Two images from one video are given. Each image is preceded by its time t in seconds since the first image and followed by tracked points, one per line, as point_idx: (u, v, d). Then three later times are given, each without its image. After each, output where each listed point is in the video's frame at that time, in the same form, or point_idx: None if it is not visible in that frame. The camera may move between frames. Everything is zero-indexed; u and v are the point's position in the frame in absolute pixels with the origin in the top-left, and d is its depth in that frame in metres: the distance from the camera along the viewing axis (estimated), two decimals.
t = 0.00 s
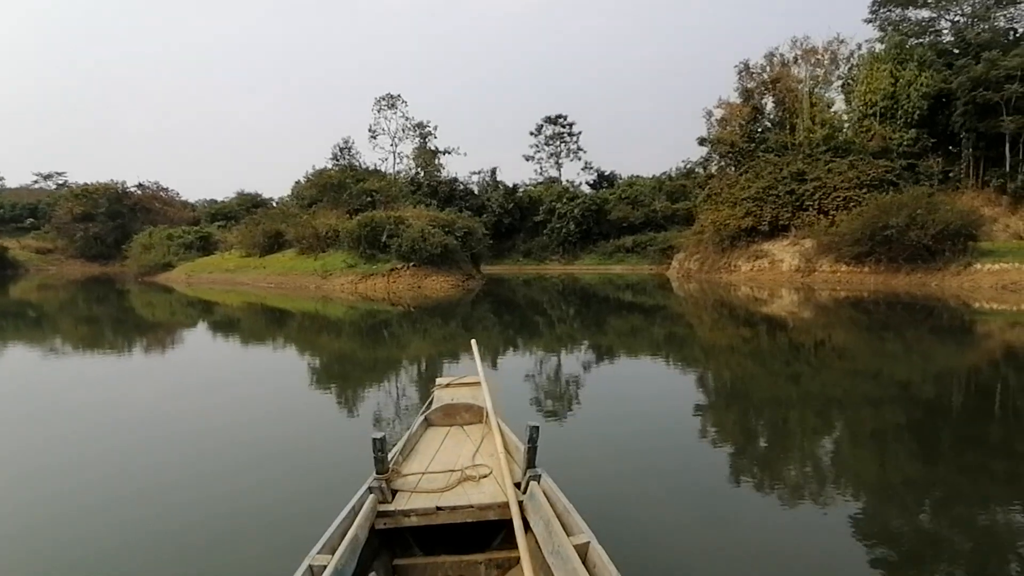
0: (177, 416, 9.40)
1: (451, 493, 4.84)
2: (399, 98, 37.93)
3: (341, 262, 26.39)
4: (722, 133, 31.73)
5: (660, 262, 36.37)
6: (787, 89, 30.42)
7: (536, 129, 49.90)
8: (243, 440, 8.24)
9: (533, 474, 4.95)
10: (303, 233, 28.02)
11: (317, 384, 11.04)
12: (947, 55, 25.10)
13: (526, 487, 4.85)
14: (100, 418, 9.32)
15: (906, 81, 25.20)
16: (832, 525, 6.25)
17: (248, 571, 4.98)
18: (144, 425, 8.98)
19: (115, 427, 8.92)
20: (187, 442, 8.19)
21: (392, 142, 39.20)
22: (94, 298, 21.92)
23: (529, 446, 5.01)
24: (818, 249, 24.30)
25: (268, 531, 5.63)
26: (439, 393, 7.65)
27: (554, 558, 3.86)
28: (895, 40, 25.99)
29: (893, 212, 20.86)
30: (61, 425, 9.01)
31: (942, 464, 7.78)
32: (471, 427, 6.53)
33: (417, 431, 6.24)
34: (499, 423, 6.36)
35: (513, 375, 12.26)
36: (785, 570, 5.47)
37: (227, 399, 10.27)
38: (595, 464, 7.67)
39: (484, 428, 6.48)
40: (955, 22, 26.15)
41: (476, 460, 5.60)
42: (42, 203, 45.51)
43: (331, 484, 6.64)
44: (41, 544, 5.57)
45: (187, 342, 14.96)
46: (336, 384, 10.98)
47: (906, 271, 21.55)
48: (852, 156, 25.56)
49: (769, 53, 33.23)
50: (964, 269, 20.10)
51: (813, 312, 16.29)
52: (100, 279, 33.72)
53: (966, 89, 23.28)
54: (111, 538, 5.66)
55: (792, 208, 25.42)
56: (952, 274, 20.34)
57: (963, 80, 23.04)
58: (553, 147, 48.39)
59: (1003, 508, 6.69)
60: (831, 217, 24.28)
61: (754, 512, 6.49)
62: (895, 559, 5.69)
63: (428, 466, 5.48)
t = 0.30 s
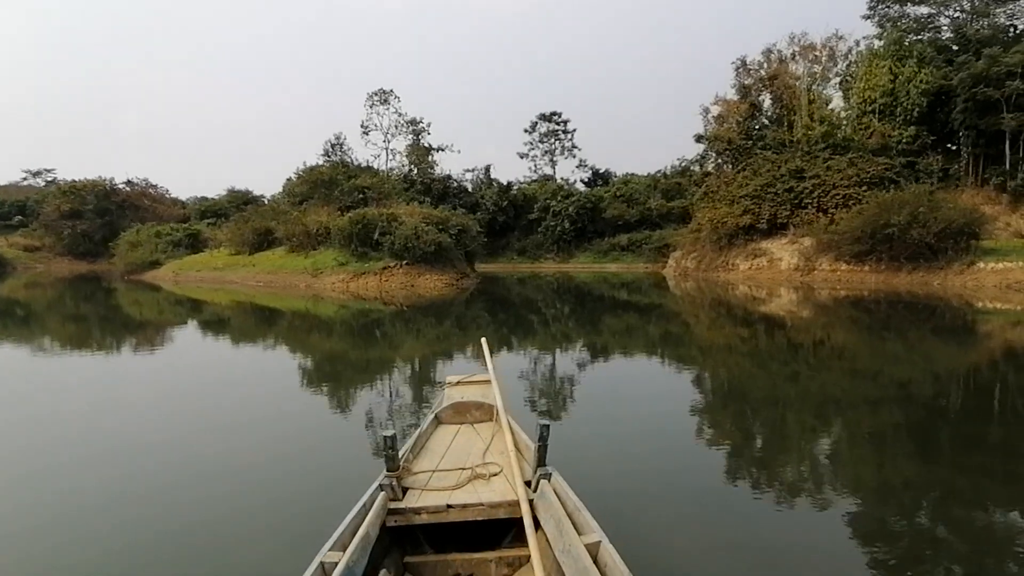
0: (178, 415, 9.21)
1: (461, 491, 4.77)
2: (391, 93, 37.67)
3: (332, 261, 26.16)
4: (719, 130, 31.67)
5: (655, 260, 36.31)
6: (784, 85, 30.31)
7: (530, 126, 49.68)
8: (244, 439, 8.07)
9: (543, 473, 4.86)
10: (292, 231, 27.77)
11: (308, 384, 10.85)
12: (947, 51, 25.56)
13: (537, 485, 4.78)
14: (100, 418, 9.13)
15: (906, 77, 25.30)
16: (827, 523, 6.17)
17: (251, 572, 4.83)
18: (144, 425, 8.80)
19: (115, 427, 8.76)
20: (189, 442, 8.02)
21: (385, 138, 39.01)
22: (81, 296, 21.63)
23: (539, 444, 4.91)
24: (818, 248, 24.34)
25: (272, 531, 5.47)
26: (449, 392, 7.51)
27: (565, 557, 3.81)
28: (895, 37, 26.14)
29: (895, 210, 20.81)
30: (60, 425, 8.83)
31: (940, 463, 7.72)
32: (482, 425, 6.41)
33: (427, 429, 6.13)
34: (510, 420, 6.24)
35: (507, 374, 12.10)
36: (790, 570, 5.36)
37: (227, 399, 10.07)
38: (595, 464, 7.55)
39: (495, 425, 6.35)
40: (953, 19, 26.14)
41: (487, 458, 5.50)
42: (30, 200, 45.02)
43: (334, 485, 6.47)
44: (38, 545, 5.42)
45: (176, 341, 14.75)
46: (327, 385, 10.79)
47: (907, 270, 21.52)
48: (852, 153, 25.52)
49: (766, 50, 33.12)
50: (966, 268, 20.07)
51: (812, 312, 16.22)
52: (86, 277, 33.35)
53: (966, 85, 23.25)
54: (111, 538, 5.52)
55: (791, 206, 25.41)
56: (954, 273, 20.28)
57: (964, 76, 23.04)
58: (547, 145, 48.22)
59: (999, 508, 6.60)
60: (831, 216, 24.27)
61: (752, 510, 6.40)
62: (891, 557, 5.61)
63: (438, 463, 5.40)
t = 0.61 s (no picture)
0: (176, 415, 9.03)
1: (459, 491, 4.65)
2: (372, 88, 37.29)
3: (310, 259, 25.80)
4: (704, 128, 31.79)
5: (639, 259, 36.32)
6: (768, 84, 30.43)
7: (513, 123, 49.52)
8: (243, 439, 7.90)
9: (541, 471, 4.73)
10: (268, 228, 27.34)
11: (285, 386, 10.57)
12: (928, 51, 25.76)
13: (534, 484, 4.66)
14: (95, 417, 8.93)
15: (888, 77, 25.62)
16: (807, 522, 6.13)
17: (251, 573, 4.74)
18: (142, 424, 8.63)
19: (111, 425, 8.61)
20: (187, 442, 7.84)
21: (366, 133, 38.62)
22: (50, 295, 21.10)
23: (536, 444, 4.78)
24: (803, 247, 24.56)
25: (273, 531, 5.39)
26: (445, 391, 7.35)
27: (562, 556, 3.70)
28: (877, 36, 26.41)
29: (880, 210, 20.99)
30: (55, 425, 8.63)
31: (921, 461, 7.73)
32: (480, 424, 6.26)
33: (424, 428, 5.98)
34: (508, 418, 6.10)
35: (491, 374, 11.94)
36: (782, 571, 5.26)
37: (222, 399, 9.88)
38: (583, 464, 7.45)
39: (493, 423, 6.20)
40: (936, 20, 26.55)
41: (484, 456, 5.37)
42: None
43: (333, 484, 6.35)
44: (38, 548, 5.31)
45: (150, 341, 14.45)
46: (304, 387, 10.52)
47: (892, 269, 21.77)
48: (835, 152, 25.77)
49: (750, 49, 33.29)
50: (950, 267, 20.17)
51: (797, 311, 16.27)
52: (55, 275, 32.58)
53: (948, 85, 23.63)
54: (111, 540, 5.40)
55: (775, 205, 25.57)
56: (939, 272, 20.41)
57: (946, 77, 23.33)
58: (530, 142, 48.05)
59: (979, 505, 6.59)
60: (815, 215, 24.43)
61: (735, 509, 6.34)
62: (873, 554, 5.57)
63: (436, 462, 5.27)
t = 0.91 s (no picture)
0: (172, 415, 8.91)
1: (453, 490, 4.51)
2: (350, 83, 36.79)
3: (284, 258, 25.39)
4: (686, 127, 31.93)
5: (620, 258, 36.33)
6: (750, 84, 30.60)
7: (494, 122, 49.28)
8: (240, 438, 7.77)
9: (536, 471, 4.58)
10: (241, 227, 26.82)
11: (260, 390, 10.20)
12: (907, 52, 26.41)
13: (528, 483, 4.52)
14: (92, 419, 8.80)
15: (869, 78, 25.88)
16: (788, 521, 6.07)
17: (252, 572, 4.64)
18: (141, 425, 8.52)
19: (111, 426, 8.50)
20: (185, 442, 7.73)
21: (344, 130, 38.12)
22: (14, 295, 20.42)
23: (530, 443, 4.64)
24: (786, 246, 24.78)
25: (273, 530, 5.29)
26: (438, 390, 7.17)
27: (556, 555, 3.58)
28: (857, 37, 26.70)
29: (864, 209, 21.17)
30: (48, 426, 8.49)
31: (903, 459, 7.73)
32: (474, 423, 6.10)
33: (418, 427, 5.82)
34: (502, 418, 5.94)
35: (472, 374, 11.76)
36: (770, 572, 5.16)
37: (216, 399, 9.74)
38: (571, 468, 7.31)
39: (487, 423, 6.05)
40: (914, 22, 27.11)
41: (478, 456, 5.22)
42: None
43: (332, 483, 6.25)
44: (34, 549, 5.18)
45: (121, 342, 14.04)
46: (278, 391, 10.21)
47: (875, 269, 22.06)
48: (817, 152, 26.03)
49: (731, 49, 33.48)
50: (933, 268, 20.40)
51: (780, 311, 16.36)
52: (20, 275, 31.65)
53: (927, 86, 24.03)
54: (109, 540, 5.28)
55: (757, 204, 25.75)
56: (922, 272, 20.63)
57: (926, 77, 23.76)
58: (511, 141, 47.86)
59: (957, 503, 6.57)
60: (797, 214, 24.66)
61: (723, 508, 6.27)
62: (854, 553, 5.51)
63: (430, 462, 5.12)
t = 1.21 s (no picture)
0: (162, 416, 8.72)
1: (461, 490, 4.36)
2: (341, 80, 36.45)
3: (272, 257, 25.14)
4: (682, 124, 31.88)
5: (615, 257, 36.22)
6: (746, 81, 30.55)
7: (487, 120, 49.04)
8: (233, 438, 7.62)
9: (543, 471, 4.43)
10: (228, 226, 26.53)
11: (246, 392, 9.99)
12: (905, 48, 26.46)
13: (536, 482, 4.38)
14: (79, 420, 8.59)
15: (867, 74, 25.86)
16: (792, 520, 5.97)
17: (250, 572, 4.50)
18: (130, 425, 8.33)
19: (99, 426, 8.30)
20: (176, 442, 7.55)
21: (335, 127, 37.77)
22: None
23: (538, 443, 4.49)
24: (784, 245, 24.76)
25: (277, 529, 5.14)
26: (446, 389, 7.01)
27: (563, 555, 3.45)
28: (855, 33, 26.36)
29: (864, 207, 21.17)
30: (34, 427, 8.28)
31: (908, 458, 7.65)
32: (482, 422, 5.93)
33: (426, 425, 5.66)
34: (510, 416, 5.77)
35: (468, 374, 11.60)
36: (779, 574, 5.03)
37: (206, 400, 9.55)
38: (570, 468, 7.16)
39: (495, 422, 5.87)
40: (912, 18, 27.11)
41: (486, 455, 5.06)
42: None
43: (327, 482, 6.12)
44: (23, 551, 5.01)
45: (108, 342, 13.80)
46: (265, 393, 9.98)
47: (876, 268, 22.06)
48: (815, 149, 26.04)
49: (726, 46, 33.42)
50: (936, 266, 20.40)
51: (778, 310, 16.28)
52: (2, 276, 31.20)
53: (926, 82, 24.07)
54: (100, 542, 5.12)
55: (756, 202, 25.74)
56: (924, 271, 20.63)
57: (924, 73, 23.82)
58: (504, 139, 47.65)
59: (956, 503, 6.48)
60: (795, 212, 24.67)
61: (729, 508, 6.16)
62: (853, 554, 5.41)
63: (438, 460, 4.96)
